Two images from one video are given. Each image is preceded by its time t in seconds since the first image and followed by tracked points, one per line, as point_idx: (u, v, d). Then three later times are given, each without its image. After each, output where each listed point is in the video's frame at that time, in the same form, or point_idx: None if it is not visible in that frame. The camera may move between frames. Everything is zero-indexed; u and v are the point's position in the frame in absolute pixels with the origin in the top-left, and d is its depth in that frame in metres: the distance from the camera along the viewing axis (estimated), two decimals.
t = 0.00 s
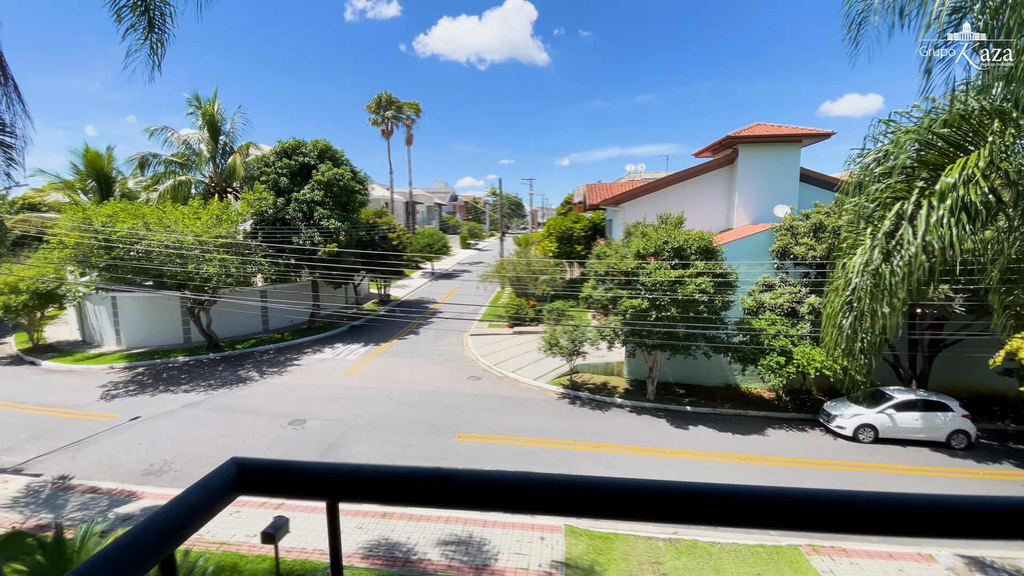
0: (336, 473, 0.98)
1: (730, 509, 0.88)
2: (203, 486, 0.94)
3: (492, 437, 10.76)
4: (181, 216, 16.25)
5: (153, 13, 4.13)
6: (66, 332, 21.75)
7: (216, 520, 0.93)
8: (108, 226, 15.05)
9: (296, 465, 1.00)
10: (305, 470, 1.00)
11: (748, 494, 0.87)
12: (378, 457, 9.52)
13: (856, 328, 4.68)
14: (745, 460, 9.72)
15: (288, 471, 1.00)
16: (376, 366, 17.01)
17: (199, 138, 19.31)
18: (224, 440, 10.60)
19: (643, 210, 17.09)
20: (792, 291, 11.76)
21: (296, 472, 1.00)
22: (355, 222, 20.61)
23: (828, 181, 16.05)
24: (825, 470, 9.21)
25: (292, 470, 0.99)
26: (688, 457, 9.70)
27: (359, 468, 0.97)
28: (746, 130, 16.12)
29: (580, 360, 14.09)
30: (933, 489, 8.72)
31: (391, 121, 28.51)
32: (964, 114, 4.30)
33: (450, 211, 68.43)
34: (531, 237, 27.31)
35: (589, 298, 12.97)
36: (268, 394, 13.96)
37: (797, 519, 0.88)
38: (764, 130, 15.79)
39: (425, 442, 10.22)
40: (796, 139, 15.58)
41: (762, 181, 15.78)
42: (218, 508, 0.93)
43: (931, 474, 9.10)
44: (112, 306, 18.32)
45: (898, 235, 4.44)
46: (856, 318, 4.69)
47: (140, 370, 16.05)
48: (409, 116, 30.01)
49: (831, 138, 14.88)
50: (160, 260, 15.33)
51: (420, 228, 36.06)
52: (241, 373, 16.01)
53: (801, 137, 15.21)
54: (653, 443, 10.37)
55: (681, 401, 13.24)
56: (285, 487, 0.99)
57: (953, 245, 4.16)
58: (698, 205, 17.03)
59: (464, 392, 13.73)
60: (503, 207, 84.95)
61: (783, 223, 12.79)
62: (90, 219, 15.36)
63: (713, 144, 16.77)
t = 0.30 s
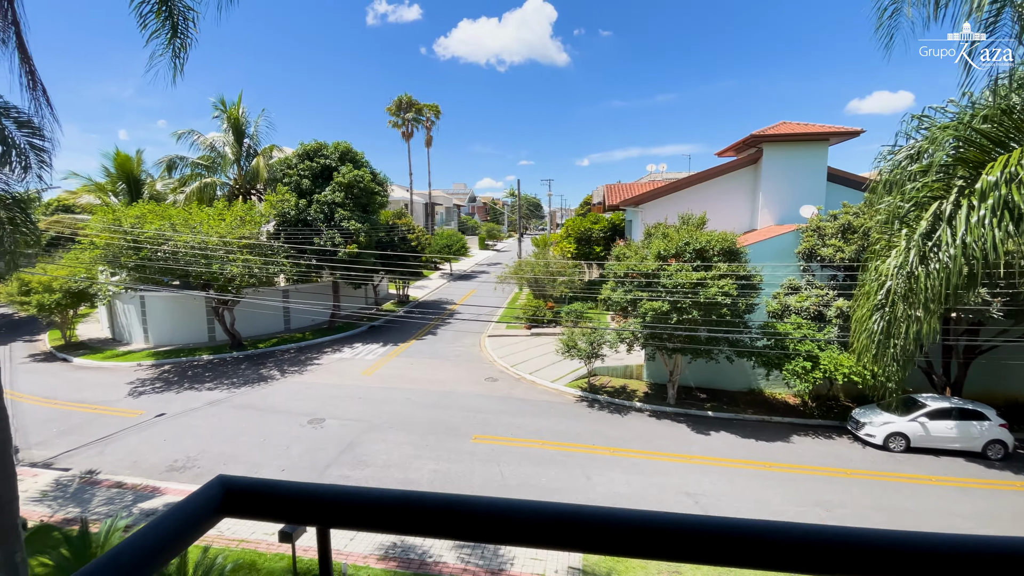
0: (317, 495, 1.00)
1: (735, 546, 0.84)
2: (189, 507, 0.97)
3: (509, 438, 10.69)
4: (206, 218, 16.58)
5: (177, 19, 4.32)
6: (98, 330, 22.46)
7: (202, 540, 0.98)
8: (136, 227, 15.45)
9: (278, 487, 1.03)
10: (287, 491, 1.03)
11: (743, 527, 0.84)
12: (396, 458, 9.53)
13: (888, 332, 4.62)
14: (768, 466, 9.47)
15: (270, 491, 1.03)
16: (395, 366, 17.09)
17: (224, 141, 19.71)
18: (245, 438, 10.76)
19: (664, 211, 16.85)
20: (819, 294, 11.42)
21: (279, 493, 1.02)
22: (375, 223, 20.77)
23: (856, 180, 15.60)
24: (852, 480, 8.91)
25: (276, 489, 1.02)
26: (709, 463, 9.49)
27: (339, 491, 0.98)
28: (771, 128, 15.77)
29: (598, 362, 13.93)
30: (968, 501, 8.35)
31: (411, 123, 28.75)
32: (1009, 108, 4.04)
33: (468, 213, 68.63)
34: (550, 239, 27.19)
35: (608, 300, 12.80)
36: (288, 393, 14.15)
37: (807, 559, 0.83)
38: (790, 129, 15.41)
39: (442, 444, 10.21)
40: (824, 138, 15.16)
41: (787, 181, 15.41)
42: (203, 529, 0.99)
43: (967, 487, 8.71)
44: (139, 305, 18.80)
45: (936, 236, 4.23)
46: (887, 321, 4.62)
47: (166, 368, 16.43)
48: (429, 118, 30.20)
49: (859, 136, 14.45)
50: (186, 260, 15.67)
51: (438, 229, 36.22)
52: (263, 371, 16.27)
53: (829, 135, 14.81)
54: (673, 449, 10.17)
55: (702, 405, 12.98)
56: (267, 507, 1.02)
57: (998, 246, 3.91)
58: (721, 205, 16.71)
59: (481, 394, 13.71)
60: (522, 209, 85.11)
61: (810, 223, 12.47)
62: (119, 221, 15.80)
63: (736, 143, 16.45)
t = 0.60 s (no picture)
0: (297, 529, 0.99)
1: None
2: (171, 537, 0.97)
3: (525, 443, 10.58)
4: (229, 220, 16.85)
5: (200, 24, 4.46)
6: (125, 330, 23.02)
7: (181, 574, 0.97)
8: (162, 230, 15.77)
9: (261, 519, 1.02)
10: (270, 524, 1.03)
11: (758, 573, 0.77)
12: (413, 460, 9.51)
13: (921, 338, 4.51)
14: (792, 475, 9.19)
15: (253, 524, 1.03)
16: (412, 368, 17.14)
17: (247, 145, 20.10)
18: (264, 437, 10.86)
19: (684, 213, 16.60)
20: (846, 298, 11.09)
21: (261, 526, 1.02)
22: (394, 225, 20.90)
23: (884, 180, 15.16)
24: (881, 492, 8.59)
25: (262, 520, 1.01)
26: (731, 471, 9.26)
27: (321, 523, 0.96)
28: (795, 128, 15.42)
29: (617, 366, 13.74)
30: (1006, 515, 7.96)
31: (430, 126, 28.91)
32: None
33: (486, 215, 68.79)
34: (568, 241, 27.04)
35: (626, 303, 12.62)
36: (307, 393, 14.28)
37: None
38: (815, 128, 15.03)
39: (458, 447, 10.15)
40: (851, 137, 14.75)
41: (812, 182, 15.03)
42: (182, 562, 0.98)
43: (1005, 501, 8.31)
44: (165, 305, 19.24)
45: (975, 240, 4.00)
46: (920, 328, 4.51)
47: (189, 367, 16.75)
48: (448, 120, 30.34)
49: (888, 135, 14.03)
50: (210, 262, 15.95)
51: (456, 231, 36.33)
52: (283, 372, 16.48)
53: (856, 134, 14.41)
54: (693, 456, 9.94)
55: (724, 412, 12.69)
56: (250, 539, 1.02)
57: None
58: (743, 207, 16.38)
59: (498, 397, 13.64)
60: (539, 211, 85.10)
61: (836, 225, 12.15)
62: (146, 223, 16.16)
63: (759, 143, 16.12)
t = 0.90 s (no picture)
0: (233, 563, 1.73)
1: None
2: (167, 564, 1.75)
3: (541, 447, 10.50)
4: (250, 223, 17.12)
5: (220, 31, 4.50)
6: (151, 330, 23.60)
7: None
8: (186, 232, 16.10)
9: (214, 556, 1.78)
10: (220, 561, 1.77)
11: None
12: (428, 462, 9.50)
13: (955, 347, 4.31)
14: (815, 486, 8.93)
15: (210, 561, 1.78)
16: (428, 370, 17.20)
17: (269, 149, 20.48)
18: (283, 438, 10.98)
19: (704, 216, 16.36)
20: (873, 303, 10.78)
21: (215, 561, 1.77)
22: (411, 228, 21.04)
23: (911, 181, 14.75)
24: (909, 504, 8.30)
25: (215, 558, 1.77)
26: (751, 480, 9.04)
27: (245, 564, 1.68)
28: (819, 128, 15.09)
29: (634, 371, 13.57)
30: None
31: (447, 130, 29.07)
32: None
33: (502, 218, 68.90)
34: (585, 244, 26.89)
35: (644, 307, 12.44)
36: (325, 395, 14.42)
37: None
38: (840, 128, 14.69)
39: (474, 450, 10.12)
40: (877, 137, 14.37)
41: (836, 183, 14.68)
42: None
43: None
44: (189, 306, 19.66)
45: (1014, 245, 3.84)
46: (954, 335, 4.32)
47: (211, 367, 17.08)
48: (466, 124, 30.46)
49: (916, 135, 13.65)
50: (232, 264, 16.23)
51: (473, 233, 36.46)
52: (302, 372, 16.70)
53: (883, 134, 14.04)
54: (713, 464, 9.74)
55: (744, 418, 12.44)
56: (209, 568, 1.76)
57: None
58: (765, 210, 16.08)
59: (513, 400, 13.58)
60: (556, 214, 85.03)
61: (862, 228, 11.83)
62: (171, 226, 16.53)
63: (781, 144, 15.79)
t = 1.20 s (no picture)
0: None
1: None
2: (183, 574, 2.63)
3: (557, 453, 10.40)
4: (270, 227, 17.37)
5: (240, 38, 4.58)
6: (175, 331, 24.14)
7: None
8: (209, 236, 16.41)
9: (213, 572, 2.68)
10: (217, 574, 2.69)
11: None
12: (443, 467, 9.48)
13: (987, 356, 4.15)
14: (839, 497, 8.68)
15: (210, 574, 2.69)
16: (444, 373, 17.23)
17: (289, 154, 20.81)
18: (300, 440, 11.09)
19: (723, 219, 16.12)
20: (900, 309, 10.46)
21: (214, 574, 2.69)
22: (428, 231, 21.15)
23: (938, 182, 14.34)
24: (939, 518, 8.00)
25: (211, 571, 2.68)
26: (772, 490, 8.82)
27: None
28: (843, 130, 14.75)
29: (651, 377, 13.39)
30: None
31: (465, 134, 29.17)
32: None
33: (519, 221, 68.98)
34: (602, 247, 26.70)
35: (661, 312, 12.27)
36: (341, 397, 14.54)
37: None
38: (865, 130, 14.34)
39: (489, 455, 10.07)
40: (904, 139, 13.99)
41: (861, 186, 14.32)
42: None
43: None
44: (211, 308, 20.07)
45: None
46: (987, 344, 4.15)
47: (231, 369, 17.38)
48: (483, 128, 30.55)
49: (945, 136, 13.25)
50: (252, 268, 16.49)
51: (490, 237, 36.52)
52: (319, 375, 16.88)
53: (910, 135, 13.66)
54: (732, 473, 9.53)
55: (765, 426, 12.18)
56: None
57: None
58: (787, 213, 15.76)
59: (529, 405, 13.51)
60: (573, 217, 84.70)
61: (889, 231, 11.50)
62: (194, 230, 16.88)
63: (804, 146, 15.47)
